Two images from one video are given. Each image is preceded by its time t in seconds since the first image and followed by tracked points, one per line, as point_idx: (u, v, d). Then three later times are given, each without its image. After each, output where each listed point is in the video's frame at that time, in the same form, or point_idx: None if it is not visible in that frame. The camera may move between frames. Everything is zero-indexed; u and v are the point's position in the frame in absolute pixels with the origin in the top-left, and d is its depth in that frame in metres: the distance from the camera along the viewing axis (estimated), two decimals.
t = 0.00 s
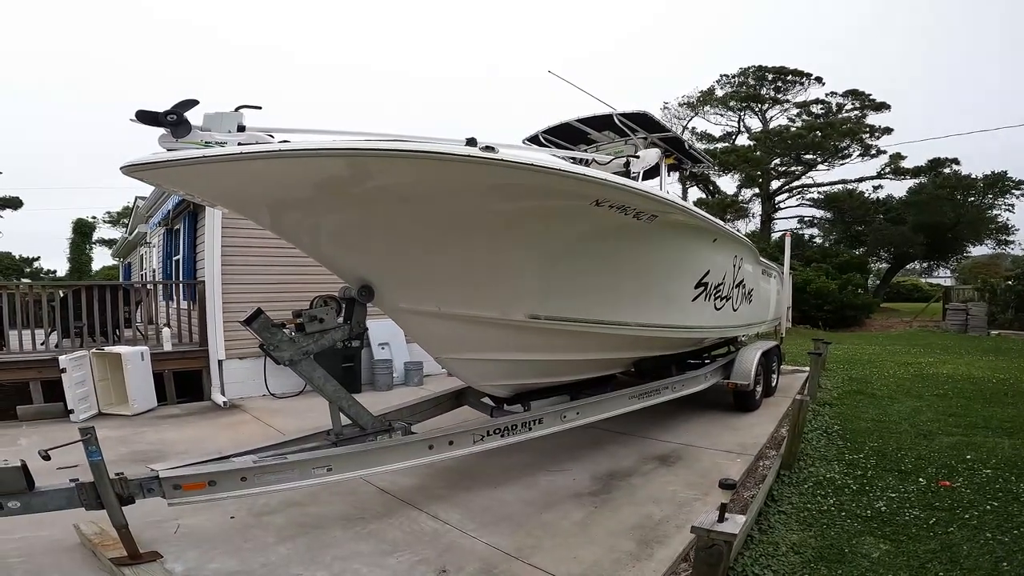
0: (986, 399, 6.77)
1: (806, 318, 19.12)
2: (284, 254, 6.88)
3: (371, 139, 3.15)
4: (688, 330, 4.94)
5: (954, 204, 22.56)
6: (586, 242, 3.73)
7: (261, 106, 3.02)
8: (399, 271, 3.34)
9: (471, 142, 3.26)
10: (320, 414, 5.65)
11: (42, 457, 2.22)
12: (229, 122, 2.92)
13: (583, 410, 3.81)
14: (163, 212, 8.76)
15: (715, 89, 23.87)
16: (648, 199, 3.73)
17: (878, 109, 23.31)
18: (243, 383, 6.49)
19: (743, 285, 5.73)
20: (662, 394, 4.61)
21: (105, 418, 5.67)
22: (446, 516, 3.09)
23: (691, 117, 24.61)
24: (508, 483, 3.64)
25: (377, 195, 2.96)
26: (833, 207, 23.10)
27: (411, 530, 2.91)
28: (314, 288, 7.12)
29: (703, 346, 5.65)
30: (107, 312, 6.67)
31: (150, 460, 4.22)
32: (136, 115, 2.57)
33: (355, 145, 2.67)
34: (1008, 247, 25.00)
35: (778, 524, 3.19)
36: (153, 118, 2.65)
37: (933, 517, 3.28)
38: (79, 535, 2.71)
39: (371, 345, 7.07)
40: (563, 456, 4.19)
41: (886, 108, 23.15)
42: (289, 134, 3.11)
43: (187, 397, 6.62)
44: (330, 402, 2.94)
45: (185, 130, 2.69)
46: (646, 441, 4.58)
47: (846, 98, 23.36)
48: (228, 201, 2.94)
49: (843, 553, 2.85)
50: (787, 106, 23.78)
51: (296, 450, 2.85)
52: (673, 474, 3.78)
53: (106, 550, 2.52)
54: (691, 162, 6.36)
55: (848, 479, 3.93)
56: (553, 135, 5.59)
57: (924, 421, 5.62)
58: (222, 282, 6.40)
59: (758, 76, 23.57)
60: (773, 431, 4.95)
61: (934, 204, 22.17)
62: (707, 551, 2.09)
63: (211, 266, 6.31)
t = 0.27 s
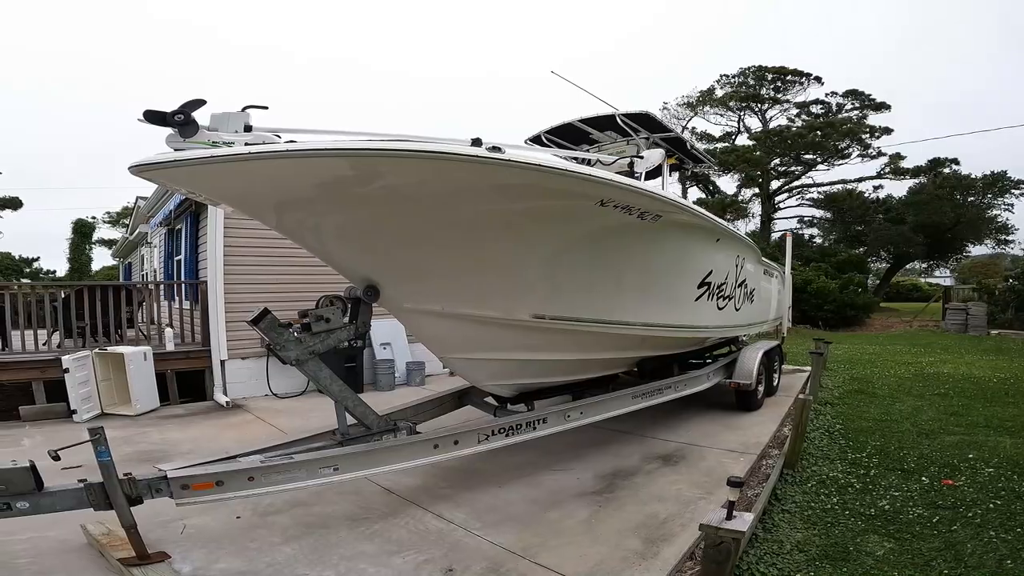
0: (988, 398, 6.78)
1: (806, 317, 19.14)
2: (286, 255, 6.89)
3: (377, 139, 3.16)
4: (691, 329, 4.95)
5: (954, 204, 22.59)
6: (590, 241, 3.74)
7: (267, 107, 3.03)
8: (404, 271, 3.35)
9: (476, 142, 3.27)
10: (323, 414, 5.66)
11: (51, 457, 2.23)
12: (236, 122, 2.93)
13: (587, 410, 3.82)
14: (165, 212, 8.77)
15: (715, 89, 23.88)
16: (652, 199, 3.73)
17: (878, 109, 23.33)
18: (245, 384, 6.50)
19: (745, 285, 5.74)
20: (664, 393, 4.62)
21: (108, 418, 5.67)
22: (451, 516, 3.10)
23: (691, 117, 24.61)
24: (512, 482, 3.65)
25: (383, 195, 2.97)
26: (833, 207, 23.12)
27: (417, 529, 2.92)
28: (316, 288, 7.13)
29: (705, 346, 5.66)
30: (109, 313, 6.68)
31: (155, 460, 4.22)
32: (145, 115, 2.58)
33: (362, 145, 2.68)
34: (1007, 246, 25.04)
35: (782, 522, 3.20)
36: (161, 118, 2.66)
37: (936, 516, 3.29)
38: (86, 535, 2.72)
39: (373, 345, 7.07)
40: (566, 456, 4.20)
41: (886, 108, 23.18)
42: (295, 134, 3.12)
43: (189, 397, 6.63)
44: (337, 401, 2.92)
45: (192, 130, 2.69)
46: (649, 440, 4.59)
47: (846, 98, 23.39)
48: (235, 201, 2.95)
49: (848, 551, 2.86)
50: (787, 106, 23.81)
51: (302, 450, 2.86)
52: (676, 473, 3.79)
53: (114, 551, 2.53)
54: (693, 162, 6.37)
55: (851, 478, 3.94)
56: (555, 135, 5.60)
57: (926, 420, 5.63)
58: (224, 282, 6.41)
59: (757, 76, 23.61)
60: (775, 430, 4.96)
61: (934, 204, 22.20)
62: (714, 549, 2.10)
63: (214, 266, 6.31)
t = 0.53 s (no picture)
0: (989, 397, 6.80)
1: (807, 317, 19.15)
2: (289, 255, 6.90)
3: (381, 139, 3.17)
4: (693, 329, 4.96)
5: (954, 204, 22.63)
6: (593, 241, 3.75)
7: (274, 106, 3.04)
8: (408, 270, 3.37)
9: (480, 142, 3.28)
10: (326, 414, 5.67)
11: (60, 456, 2.24)
12: (244, 121, 2.94)
13: (590, 409, 3.83)
14: (166, 213, 8.78)
15: (715, 89, 23.90)
16: (655, 199, 3.75)
17: (878, 109, 23.36)
18: (248, 383, 6.51)
19: (747, 284, 5.75)
20: (667, 392, 4.63)
21: (111, 418, 5.68)
22: (456, 514, 3.11)
23: (691, 117, 24.62)
24: (516, 481, 3.66)
25: (388, 195, 2.99)
26: (833, 207, 23.15)
27: (422, 528, 2.93)
28: (318, 288, 7.14)
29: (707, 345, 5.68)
30: (112, 312, 6.69)
31: (159, 459, 4.23)
32: (153, 115, 2.59)
33: (368, 144, 2.70)
34: (1007, 246, 25.06)
35: (786, 520, 3.21)
36: (170, 118, 2.67)
37: (940, 513, 3.30)
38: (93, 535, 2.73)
39: (375, 345, 7.08)
40: (570, 455, 4.21)
41: (886, 108, 23.20)
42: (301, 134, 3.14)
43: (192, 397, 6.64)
44: (342, 400, 2.91)
45: (200, 129, 2.71)
46: (652, 440, 4.60)
47: (846, 98, 23.42)
48: (241, 201, 2.96)
49: (852, 549, 2.88)
50: (787, 106, 23.83)
51: (308, 449, 2.87)
52: (680, 472, 3.80)
53: (122, 550, 2.54)
54: (695, 161, 6.38)
55: (854, 476, 3.95)
56: (558, 135, 5.62)
57: (927, 419, 5.65)
58: (227, 282, 6.42)
59: (757, 76, 23.64)
60: (777, 429, 4.98)
61: (934, 204, 22.23)
62: (721, 546, 2.11)
63: (217, 265, 6.33)
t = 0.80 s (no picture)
0: (989, 397, 6.81)
1: (808, 316, 19.14)
2: (289, 255, 6.91)
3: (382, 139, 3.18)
4: (693, 329, 4.97)
5: (955, 203, 22.62)
6: (594, 241, 3.76)
7: (275, 107, 3.05)
8: (409, 271, 3.38)
9: (481, 143, 3.29)
10: (327, 414, 5.68)
11: (64, 457, 2.25)
12: (245, 123, 2.94)
13: (591, 409, 3.84)
14: (168, 214, 8.80)
15: (716, 89, 23.90)
16: (655, 200, 3.77)
17: (879, 108, 23.34)
18: (250, 383, 6.52)
19: (747, 284, 5.75)
20: (667, 392, 4.64)
21: (114, 419, 5.70)
22: (458, 514, 3.12)
23: (692, 117, 24.62)
24: (518, 481, 3.67)
25: (389, 196, 3.00)
26: (834, 207, 23.14)
27: (424, 528, 2.94)
28: (319, 289, 7.16)
29: (707, 345, 5.68)
30: (114, 313, 6.70)
31: (161, 460, 4.25)
32: (155, 116, 2.60)
33: (369, 146, 2.71)
34: (1009, 246, 25.04)
35: (786, 520, 3.22)
36: (171, 119, 2.68)
37: (939, 513, 3.31)
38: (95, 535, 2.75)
39: (377, 345, 7.10)
40: (570, 455, 4.22)
41: (886, 107, 23.19)
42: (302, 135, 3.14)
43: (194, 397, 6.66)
44: (344, 401, 2.92)
45: (202, 131, 2.72)
46: (653, 439, 4.61)
47: (846, 98, 23.42)
48: (242, 202, 2.97)
49: (852, 548, 2.88)
50: (787, 106, 23.83)
51: (310, 449, 2.88)
52: (681, 472, 3.80)
53: (125, 550, 2.56)
54: (695, 161, 6.39)
55: (854, 476, 3.96)
56: (558, 136, 5.63)
57: (928, 419, 5.66)
58: (229, 282, 6.44)
59: (758, 76, 23.63)
60: (778, 429, 4.98)
61: (935, 203, 22.22)
62: (721, 545, 2.12)
63: (218, 266, 6.34)
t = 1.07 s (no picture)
0: (989, 396, 6.81)
1: (810, 315, 19.11)
2: (289, 255, 6.93)
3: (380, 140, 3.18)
4: (692, 329, 4.97)
5: (957, 202, 22.58)
6: (592, 242, 3.76)
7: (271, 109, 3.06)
8: (407, 271, 3.38)
9: (478, 143, 3.29)
10: (327, 414, 5.70)
11: (61, 457, 2.26)
12: (241, 125, 2.96)
13: (589, 409, 3.84)
14: (169, 214, 8.83)
15: (717, 89, 23.89)
16: (653, 200, 3.77)
17: (880, 107, 23.31)
18: (250, 383, 6.54)
19: (746, 284, 5.75)
20: (666, 392, 4.64)
21: (114, 418, 5.72)
22: (455, 514, 3.13)
23: (693, 117, 24.60)
24: (515, 481, 3.68)
25: (386, 197, 3.00)
26: (835, 206, 23.11)
27: (421, 527, 2.95)
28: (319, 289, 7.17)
29: (707, 345, 5.68)
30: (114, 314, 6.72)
31: (160, 459, 4.26)
32: (151, 119, 2.62)
33: (366, 147, 2.71)
34: (1011, 245, 24.98)
35: (783, 520, 3.22)
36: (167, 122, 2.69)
37: (937, 514, 3.31)
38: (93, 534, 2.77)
39: (377, 345, 7.11)
40: (569, 454, 4.23)
41: (888, 106, 23.15)
42: (298, 136, 3.15)
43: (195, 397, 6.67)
44: (341, 401, 2.92)
45: (198, 133, 2.73)
46: (651, 439, 4.62)
47: (848, 97, 23.39)
48: (239, 203, 2.98)
49: (848, 549, 2.88)
50: (788, 105, 23.80)
51: (306, 449, 2.89)
52: (679, 472, 3.81)
53: (122, 549, 2.57)
54: (694, 161, 6.39)
55: (853, 476, 3.95)
56: (557, 136, 5.63)
57: (928, 418, 5.65)
58: (229, 283, 6.45)
59: (759, 76, 23.62)
60: (777, 429, 4.98)
61: (937, 202, 22.18)
62: (715, 546, 2.12)
63: (218, 267, 6.36)
